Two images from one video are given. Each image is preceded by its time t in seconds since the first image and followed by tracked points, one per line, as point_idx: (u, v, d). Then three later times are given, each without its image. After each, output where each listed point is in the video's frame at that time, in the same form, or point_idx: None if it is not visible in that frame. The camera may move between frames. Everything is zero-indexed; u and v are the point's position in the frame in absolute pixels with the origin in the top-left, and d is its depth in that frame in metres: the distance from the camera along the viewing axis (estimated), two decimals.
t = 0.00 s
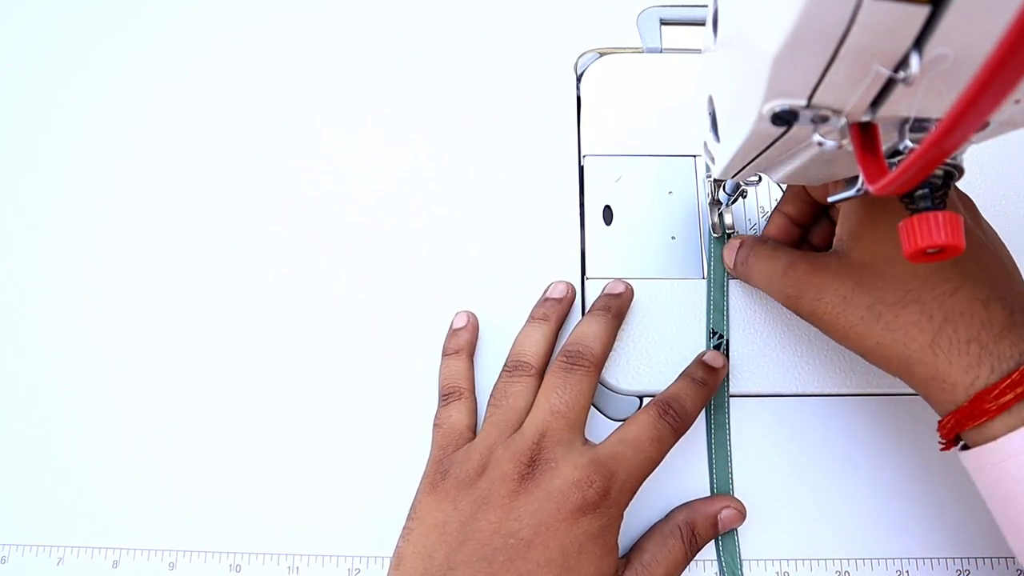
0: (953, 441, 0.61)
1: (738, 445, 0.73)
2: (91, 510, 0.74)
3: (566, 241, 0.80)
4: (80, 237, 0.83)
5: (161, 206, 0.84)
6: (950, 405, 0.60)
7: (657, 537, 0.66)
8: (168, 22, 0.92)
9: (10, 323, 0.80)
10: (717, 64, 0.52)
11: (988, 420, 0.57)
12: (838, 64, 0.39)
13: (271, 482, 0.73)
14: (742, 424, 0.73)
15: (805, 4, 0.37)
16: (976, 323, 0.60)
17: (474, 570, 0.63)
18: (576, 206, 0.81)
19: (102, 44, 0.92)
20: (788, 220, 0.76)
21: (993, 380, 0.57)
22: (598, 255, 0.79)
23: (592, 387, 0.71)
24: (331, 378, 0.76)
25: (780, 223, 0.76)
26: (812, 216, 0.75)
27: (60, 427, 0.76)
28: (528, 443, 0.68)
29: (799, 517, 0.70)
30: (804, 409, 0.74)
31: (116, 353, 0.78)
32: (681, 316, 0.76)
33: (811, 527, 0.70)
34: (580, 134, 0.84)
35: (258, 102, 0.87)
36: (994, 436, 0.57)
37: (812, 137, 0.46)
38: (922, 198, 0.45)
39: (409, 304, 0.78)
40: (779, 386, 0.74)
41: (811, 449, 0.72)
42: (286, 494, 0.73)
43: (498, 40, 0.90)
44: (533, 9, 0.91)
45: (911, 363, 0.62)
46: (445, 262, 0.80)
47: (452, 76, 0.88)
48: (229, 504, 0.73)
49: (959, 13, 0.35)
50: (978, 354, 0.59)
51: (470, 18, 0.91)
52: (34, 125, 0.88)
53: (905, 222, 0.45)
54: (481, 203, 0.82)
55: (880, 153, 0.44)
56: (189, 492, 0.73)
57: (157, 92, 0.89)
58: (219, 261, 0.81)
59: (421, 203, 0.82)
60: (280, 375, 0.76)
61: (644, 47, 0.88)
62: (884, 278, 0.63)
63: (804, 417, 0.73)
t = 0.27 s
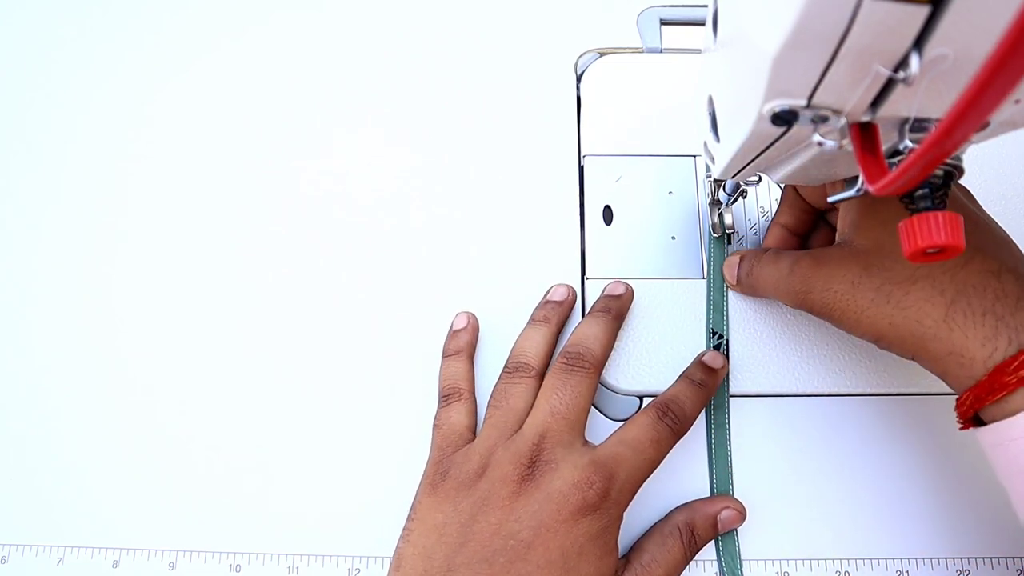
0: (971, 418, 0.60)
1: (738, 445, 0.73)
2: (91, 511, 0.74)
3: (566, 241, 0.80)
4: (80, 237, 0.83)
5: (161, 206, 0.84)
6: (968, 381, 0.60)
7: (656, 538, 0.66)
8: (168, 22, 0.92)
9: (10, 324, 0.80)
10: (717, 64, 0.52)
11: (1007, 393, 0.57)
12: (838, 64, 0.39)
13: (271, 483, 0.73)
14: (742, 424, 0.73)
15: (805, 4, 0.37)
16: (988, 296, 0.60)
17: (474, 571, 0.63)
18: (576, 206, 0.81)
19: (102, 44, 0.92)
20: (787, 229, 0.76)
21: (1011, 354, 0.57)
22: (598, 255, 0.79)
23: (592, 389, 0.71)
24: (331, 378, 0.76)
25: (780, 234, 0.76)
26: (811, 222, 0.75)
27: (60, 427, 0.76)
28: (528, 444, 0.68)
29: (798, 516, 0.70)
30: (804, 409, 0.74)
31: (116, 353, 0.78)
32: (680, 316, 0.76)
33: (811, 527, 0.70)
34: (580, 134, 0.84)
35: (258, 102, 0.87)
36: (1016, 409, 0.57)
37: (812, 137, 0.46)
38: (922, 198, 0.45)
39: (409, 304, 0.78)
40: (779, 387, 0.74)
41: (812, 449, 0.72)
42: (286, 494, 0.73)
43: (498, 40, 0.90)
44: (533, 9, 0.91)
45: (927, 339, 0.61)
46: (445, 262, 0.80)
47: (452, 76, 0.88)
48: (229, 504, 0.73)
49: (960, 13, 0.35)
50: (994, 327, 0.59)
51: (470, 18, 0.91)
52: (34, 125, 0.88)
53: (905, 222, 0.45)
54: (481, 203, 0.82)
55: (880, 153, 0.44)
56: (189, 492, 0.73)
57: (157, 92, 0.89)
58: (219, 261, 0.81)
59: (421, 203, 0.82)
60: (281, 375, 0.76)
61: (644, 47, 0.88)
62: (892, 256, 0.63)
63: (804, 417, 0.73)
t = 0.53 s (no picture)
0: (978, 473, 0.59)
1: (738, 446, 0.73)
2: (91, 511, 0.74)
3: (566, 241, 0.80)
4: (80, 237, 0.83)
5: (161, 206, 0.84)
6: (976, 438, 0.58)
7: (656, 539, 0.66)
8: (168, 22, 0.92)
9: (10, 324, 0.80)
10: (717, 64, 0.52)
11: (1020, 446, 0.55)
12: (838, 64, 0.39)
13: (271, 483, 0.73)
14: (742, 424, 0.73)
15: (805, 4, 0.37)
16: (993, 346, 0.59)
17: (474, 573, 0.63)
18: (576, 206, 0.81)
19: (102, 44, 0.92)
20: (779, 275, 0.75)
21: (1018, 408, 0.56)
22: (598, 255, 0.79)
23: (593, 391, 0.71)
24: (331, 379, 0.76)
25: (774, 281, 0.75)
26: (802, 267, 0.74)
27: (60, 427, 0.76)
28: (528, 446, 0.68)
29: (798, 517, 0.70)
30: (804, 409, 0.74)
31: (116, 353, 0.78)
32: (680, 316, 0.76)
33: (810, 527, 0.70)
34: (580, 134, 0.84)
35: (258, 102, 0.87)
36: None
37: (813, 137, 0.46)
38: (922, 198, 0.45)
39: (409, 304, 0.78)
40: (780, 386, 0.74)
41: (812, 450, 0.72)
42: (286, 495, 0.73)
43: (498, 40, 0.90)
44: (533, 9, 0.91)
45: (930, 392, 0.60)
46: (445, 262, 0.80)
47: (451, 76, 0.88)
48: (229, 504, 0.73)
49: (960, 12, 0.35)
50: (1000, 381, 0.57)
51: (470, 18, 0.91)
52: (34, 125, 0.88)
53: (905, 222, 0.45)
54: (481, 203, 0.82)
55: (880, 153, 0.44)
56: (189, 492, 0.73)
57: (157, 92, 0.89)
58: (219, 261, 0.81)
59: (421, 203, 0.82)
60: (280, 375, 0.76)
61: (644, 47, 0.88)
62: (891, 306, 0.62)
63: (804, 417, 0.73)
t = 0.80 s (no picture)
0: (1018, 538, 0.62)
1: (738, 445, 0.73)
2: (91, 511, 0.74)
3: (566, 241, 0.80)
4: (80, 237, 0.83)
5: (162, 206, 0.83)
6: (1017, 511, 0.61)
7: (654, 538, 0.66)
8: (168, 22, 0.92)
9: (9, 323, 0.80)
10: (717, 63, 0.52)
11: None
12: (838, 64, 0.39)
13: (271, 484, 0.73)
14: (742, 424, 0.73)
15: (805, 4, 0.37)
16: None
17: None
18: (576, 206, 0.81)
19: (102, 44, 0.92)
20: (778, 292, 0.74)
21: None
22: (598, 255, 0.79)
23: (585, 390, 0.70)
24: (332, 379, 0.76)
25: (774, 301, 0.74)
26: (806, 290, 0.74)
27: (60, 427, 0.76)
28: (519, 450, 0.68)
29: (798, 517, 0.70)
30: (803, 409, 0.74)
31: (116, 353, 0.78)
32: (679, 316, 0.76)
33: (810, 527, 0.70)
34: (580, 134, 0.84)
35: (258, 102, 0.87)
36: None
37: (813, 137, 0.47)
38: (923, 198, 0.45)
39: (409, 304, 0.78)
40: (779, 386, 0.74)
41: (812, 449, 0.72)
42: (287, 495, 0.73)
43: (498, 41, 0.90)
44: (532, 8, 0.91)
45: (992, 466, 0.61)
46: (445, 262, 0.80)
47: (451, 76, 0.88)
48: (229, 504, 0.73)
49: (960, 12, 0.35)
50: None
51: (470, 18, 0.91)
52: (34, 125, 0.88)
53: (905, 222, 0.45)
54: (481, 203, 0.82)
55: (881, 153, 0.44)
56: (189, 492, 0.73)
57: (157, 92, 0.89)
58: (220, 261, 0.81)
59: (422, 203, 0.82)
60: (281, 375, 0.76)
61: (644, 47, 0.88)
62: (963, 370, 0.62)
63: (804, 417, 0.73)
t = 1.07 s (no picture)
0: None
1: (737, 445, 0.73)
2: (91, 511, 0.73)
3: (566, 241, 0.80)
4: (80, 237, 0.83)
5: (162, 206, 0.84)
6: None
7: (664, 556, 0.66)
8: (168, 22, 0.92)
9: (9, 323, 0.80)
10: (717, 63, 0.52)
11: None
12: (838, 64, 0.39)
13: (271, 484, 0.73)
14: (742, 424, 0.73)
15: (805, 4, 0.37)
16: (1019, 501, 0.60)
17: None
18: (576, 207, 0.81)
19: (102, 44, 0.92)
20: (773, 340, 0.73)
21: None
22: (598, 255, 0.79)
23: (594, 395, 0.70)
24: (331, 379, 0.76)
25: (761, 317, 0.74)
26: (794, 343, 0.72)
27: (60, 427, 0.76)
28: (529, 453, 0.67)
29: (797, 517, 0.70)
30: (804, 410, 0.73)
31: (115, 353, 0.78)
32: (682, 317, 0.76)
33: (810, 527, 0.70)
34: (580, 134, 0.84)
35: (258, 102, 0.87)
36: None
37: (813, 137, 0.47)
38: (923, 198, 0.44)
39: (409, 304, 0.78)
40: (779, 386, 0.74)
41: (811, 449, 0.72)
42: (286, 495, 0.73)
43: (498, 41, 0.90)
44: (532, 8, 0.91)
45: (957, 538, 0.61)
46: (445, 262, 0.80)
47: (451, 76, 0.88)
48: (229, 503, 0.73)
49: (959, 12, 0.35)
50: None
51: (470, 18, 0.91)
52: (34, 125, 0.88)
53: (905, 223, 0.45)
54: (481, 203, 0.82)
55: (881, 153, 0.44)
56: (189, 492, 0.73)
57: (157, 92, 0.89)
58: (220, 261, 0.81)
59: (421, 203, 0.82)
60: (281, 375, 0.76)
61: (644, 47, 0.88)
62: (936, 455, 0.61)
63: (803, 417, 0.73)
